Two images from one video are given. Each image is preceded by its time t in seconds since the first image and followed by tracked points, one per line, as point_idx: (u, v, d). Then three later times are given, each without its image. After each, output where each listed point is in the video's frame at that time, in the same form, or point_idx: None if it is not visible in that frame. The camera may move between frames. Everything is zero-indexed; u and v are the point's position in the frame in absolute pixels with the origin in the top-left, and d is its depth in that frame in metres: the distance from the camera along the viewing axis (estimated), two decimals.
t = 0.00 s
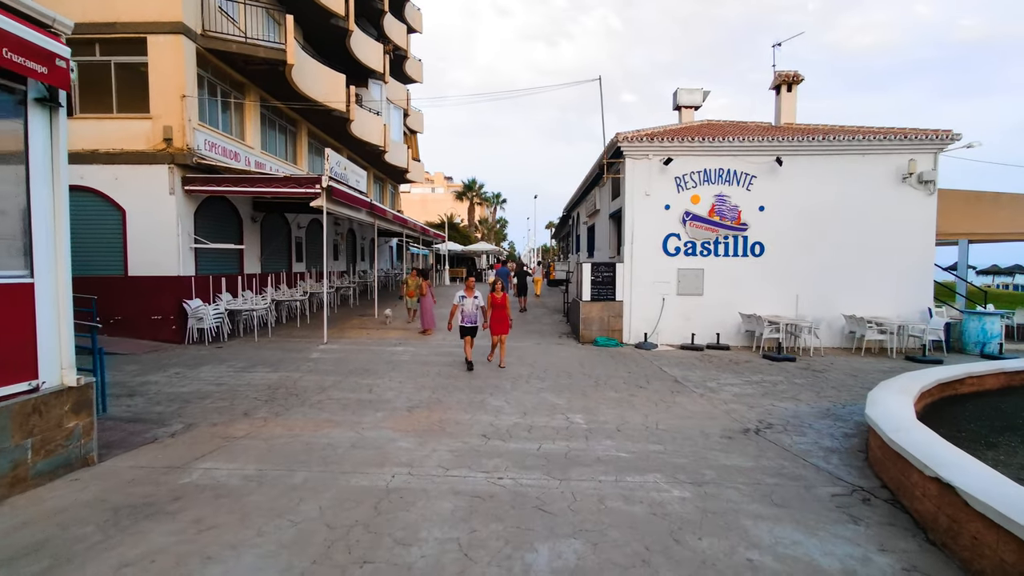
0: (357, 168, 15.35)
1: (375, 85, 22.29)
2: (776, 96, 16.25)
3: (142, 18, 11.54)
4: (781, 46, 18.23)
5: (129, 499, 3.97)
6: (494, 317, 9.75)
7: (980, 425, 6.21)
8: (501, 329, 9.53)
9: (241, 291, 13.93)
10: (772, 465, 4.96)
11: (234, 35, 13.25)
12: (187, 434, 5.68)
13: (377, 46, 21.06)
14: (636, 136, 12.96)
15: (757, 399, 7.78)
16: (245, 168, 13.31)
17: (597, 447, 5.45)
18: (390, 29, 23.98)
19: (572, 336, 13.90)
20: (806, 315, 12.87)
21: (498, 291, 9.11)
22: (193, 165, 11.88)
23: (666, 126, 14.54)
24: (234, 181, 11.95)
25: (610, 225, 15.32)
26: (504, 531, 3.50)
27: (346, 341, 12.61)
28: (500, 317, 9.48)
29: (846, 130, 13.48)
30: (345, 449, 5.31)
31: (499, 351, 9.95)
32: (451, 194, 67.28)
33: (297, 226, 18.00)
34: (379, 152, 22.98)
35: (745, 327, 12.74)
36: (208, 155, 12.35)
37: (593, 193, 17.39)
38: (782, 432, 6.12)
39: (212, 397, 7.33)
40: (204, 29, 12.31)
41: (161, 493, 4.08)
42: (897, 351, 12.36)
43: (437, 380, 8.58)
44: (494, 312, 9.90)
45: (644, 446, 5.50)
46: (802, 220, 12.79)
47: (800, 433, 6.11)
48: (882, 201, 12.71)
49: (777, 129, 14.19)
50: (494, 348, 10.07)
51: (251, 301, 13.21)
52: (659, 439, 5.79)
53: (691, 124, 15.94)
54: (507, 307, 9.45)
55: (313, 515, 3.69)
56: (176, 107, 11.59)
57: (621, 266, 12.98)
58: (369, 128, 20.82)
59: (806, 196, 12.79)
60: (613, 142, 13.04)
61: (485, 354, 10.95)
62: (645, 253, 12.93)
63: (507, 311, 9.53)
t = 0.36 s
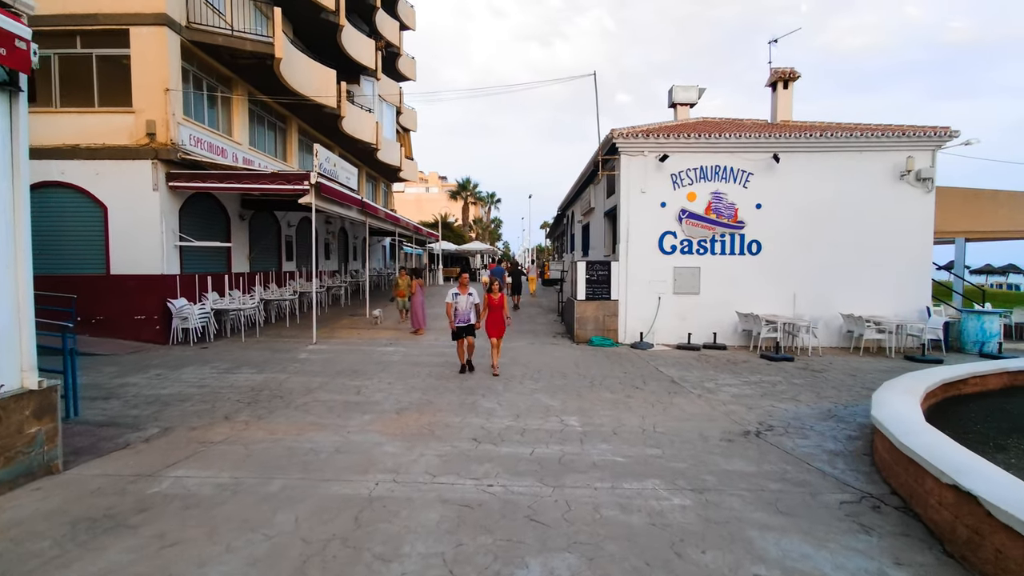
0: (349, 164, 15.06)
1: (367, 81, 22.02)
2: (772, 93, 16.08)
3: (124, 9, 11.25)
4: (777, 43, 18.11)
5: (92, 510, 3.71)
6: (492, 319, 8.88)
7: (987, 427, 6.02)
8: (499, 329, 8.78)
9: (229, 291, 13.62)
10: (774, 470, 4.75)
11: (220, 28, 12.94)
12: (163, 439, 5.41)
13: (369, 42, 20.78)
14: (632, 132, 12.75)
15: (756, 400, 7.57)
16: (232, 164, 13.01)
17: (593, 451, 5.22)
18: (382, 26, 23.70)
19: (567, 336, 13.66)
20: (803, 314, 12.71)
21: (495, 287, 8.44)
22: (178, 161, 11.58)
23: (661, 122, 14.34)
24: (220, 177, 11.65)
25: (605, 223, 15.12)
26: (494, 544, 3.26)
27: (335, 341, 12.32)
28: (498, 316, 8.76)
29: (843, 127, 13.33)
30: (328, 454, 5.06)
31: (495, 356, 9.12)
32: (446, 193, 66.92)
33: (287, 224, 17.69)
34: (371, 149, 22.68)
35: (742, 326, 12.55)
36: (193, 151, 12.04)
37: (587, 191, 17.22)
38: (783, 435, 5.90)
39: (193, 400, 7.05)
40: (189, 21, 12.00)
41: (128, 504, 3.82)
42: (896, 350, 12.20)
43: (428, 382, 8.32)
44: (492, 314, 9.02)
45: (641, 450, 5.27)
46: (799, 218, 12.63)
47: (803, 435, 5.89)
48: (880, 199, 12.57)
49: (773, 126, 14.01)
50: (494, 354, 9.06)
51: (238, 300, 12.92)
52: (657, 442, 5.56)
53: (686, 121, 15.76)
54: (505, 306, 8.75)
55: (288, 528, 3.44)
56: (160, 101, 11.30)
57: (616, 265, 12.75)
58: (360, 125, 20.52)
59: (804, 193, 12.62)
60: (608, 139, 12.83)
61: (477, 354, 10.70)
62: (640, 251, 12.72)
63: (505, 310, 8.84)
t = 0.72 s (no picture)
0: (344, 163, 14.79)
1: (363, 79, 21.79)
2: (773, 91, 15.83)
3: (111, 4, 11.00)
4: (778, 40, 17.87)
5: (52, 530, 3.46)
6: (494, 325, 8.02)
7: (1002, 434, 5.76)
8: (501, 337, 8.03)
9: (220, 292, 13.37)
10: (783, 481, 4.50)
11: (211, 23, 12.67)
12: (139, 448, 5.15)
13: (365, 39, 20.52)
14: (631, 130, 12.50)
15: (760, 404, 7.31)
16: (223, 162, 12.74)
17: (591, 461, 4.97)
18: (378, 23, 23.44)
19: (565, 337, 13.40)
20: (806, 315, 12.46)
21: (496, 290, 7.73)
22: (167, 159, 11.33)
23: (661, 120, 14.09)
24: (211, 175, 11.39)
25: (604, 222, 14.86)
26: (483, 569, 3.01)
27: (328, 343, 12.06)
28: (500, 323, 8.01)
29: (846, 124, 13.08)
30: (312, 465, 4.81)
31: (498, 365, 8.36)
32: (444, 193, 66.65)
33: (281, 224, 17.42)
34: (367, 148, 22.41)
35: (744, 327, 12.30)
36: (183, 149, 11.77)
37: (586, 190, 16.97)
38: (790, 443, 5.65)
39: (176, 406, 6.79)
40: (178, 16, 11.75)
41: (92, 522, 3.57)
42: (901, 351, 11.95)
43: (421, 386, 8.06)
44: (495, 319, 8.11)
45: (641, 459, 5.02)
46: (801, 217, 12.38)
47: (811, 443, 5.64)
48: (884, 197, 12.32)
49: (774, 123, 13.76)
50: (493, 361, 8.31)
51: (230, 302, 12.67)
52: (658, 450, 5.31)
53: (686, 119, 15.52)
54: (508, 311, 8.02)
55: (261, 549, 3.19)
56: (148, 98, 11.05)
57: (616, 265, 12.49)
58: (356, 123, 20.27)
59: (807, 192, 12.38)
60: (607, 136, 12.58)
61: (473, 356, 10.44)
62: (640, 251, 12.47)
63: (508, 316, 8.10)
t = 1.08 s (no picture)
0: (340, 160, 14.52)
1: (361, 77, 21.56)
2: (777, 87, 15.59)
3: None
4: (782, 35, 17.62)
5: (14, 544, 3.22)
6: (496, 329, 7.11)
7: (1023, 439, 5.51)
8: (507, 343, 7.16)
9: (215, 291, 13.13)
10: (796, 490, 4.26)
11: (204, 17, 12.43)
12: (119, 454, 4.92)
13: (363, 36, 20.28)
14: (632, 126, 12.26)
15: (768, 407, 7.07)
16: (217, 159, 12.50)
17: (594, 468, 4.73)
18: (377, 21, 23.21)
19: (565, 338, 13.16)
20: (812, 315, 12.21)
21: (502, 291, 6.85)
22: (159, 155, 11.09)
23: (664, 117, 13.84)
24: (204, 172, 11.15)
25: (606, 221, 14.61)
26: None
27: (324, 344, 11.82)
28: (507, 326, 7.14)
29: (852, 120, 12.84)
30: (300, 472, 4.57)
31: (501, 373, 7.55)
32: (444, 193, 66.40)
33: (277, 223, 17.19)
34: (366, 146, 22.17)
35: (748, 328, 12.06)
36: (175, 145, 11.53)
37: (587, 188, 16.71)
38: (801, 448, 5.40)
39: (162, 409, 6.53)
40: (171, 10, 11.50)
41: (58, 535, 3.34)
42: (909, 352, 11.70)
43: (417, 388, 7.81)
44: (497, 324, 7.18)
45: (647, 466, 4.77)
46: (807, 215, 12.14)
47: (824, 448, 5.39)
48: (892, 195, 12.07)
49: (779, 120, 13.51)
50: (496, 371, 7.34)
51: (224, 301, 12.41)
52: (663, 456, 5.07)
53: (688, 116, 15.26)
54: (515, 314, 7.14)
55: (237, 567, 2.95)
56: (139, 93, 10.82)
57: (617, 264, 12.24)
58: (354, 121, 20.02)
59: (812, 189, 12.13)
60: (608, 133, 12.33)
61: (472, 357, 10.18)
62: (642, 250, 12.23)
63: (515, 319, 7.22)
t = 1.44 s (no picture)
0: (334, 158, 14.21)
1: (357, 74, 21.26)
2: (778, 85, 15.35)
3: None
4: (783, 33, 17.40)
5: None
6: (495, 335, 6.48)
7: None
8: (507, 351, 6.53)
9: (205, 292, 12.82)
10: (811, 505, 4.02)
11: (194, 10, 12.12)
12: (93, 467, 4.64)
13: (358, 33, 19.98)
14: (632, 123, 12.01)
15: (774, 413, 6.83)
16: (207, 157, 12.21)
17: (596, 481, 4.48)
18: (373, 18, 22.91)
19: (563, 340, 12.91)
20: (814, 317, 11.99)
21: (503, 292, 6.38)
22: (146, 152, 10.79)
23: (664, 114, 13.61)
24: (193, 170, 10.85)
25: (604, 220, 14.36)
26: None
27: (316, 346, 11.52)
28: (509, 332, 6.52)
29: (855, 119, 12.63)
30: (285, 486, 4.31)
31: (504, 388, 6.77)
32: (441, 193, 66.04)
33: (270, 222, 16.87)
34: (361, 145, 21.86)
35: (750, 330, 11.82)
36: (163, 142, 11.24)
37: (586, 187, 16.44)
38: (813, 458, 5.16)
39: (143, 416, 6.26)
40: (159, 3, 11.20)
41: (17, 560, 3.08)
42: (913, 354, 11.48)
43: (411, 393, 7.54)
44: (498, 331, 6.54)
45: (652, 479, 4.52)
46: (809, 215, 11.93)
47: (836, 459, 5.15)
48: (896, 194, 11.86)
49: (780, 118, 13.29)
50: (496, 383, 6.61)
51: (214, 302, 12.10)
52: (669, 468, 4.82)
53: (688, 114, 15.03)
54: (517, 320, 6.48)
55: None
56: (126, 88, 10.52)
57: (616, 264, 12.00)
58: (349, 119, 19.71)
59: (815, 188, 11.91)
60: (607, 130, 12.09)
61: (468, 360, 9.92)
62: (642, 250, 11.99)
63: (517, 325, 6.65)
